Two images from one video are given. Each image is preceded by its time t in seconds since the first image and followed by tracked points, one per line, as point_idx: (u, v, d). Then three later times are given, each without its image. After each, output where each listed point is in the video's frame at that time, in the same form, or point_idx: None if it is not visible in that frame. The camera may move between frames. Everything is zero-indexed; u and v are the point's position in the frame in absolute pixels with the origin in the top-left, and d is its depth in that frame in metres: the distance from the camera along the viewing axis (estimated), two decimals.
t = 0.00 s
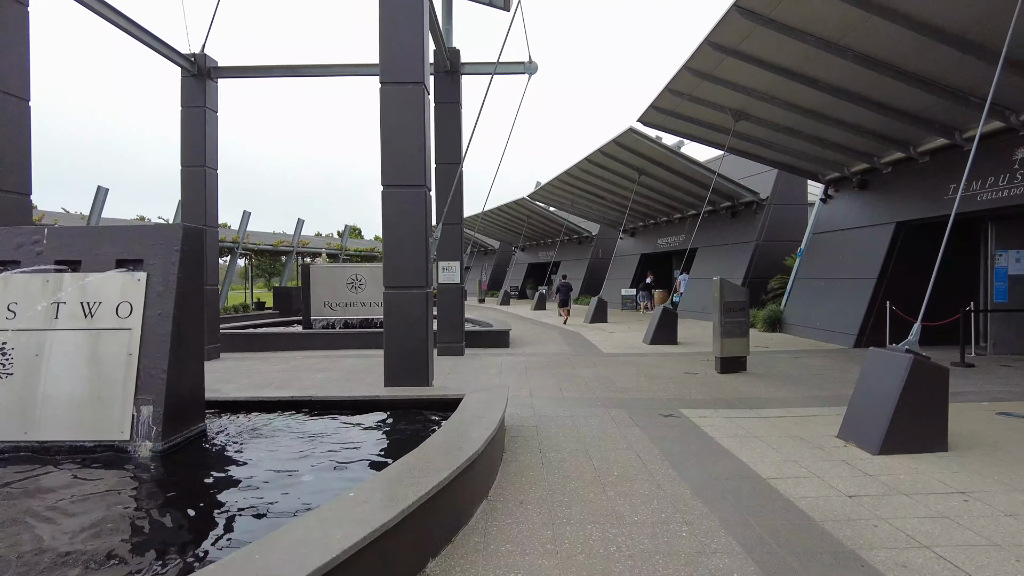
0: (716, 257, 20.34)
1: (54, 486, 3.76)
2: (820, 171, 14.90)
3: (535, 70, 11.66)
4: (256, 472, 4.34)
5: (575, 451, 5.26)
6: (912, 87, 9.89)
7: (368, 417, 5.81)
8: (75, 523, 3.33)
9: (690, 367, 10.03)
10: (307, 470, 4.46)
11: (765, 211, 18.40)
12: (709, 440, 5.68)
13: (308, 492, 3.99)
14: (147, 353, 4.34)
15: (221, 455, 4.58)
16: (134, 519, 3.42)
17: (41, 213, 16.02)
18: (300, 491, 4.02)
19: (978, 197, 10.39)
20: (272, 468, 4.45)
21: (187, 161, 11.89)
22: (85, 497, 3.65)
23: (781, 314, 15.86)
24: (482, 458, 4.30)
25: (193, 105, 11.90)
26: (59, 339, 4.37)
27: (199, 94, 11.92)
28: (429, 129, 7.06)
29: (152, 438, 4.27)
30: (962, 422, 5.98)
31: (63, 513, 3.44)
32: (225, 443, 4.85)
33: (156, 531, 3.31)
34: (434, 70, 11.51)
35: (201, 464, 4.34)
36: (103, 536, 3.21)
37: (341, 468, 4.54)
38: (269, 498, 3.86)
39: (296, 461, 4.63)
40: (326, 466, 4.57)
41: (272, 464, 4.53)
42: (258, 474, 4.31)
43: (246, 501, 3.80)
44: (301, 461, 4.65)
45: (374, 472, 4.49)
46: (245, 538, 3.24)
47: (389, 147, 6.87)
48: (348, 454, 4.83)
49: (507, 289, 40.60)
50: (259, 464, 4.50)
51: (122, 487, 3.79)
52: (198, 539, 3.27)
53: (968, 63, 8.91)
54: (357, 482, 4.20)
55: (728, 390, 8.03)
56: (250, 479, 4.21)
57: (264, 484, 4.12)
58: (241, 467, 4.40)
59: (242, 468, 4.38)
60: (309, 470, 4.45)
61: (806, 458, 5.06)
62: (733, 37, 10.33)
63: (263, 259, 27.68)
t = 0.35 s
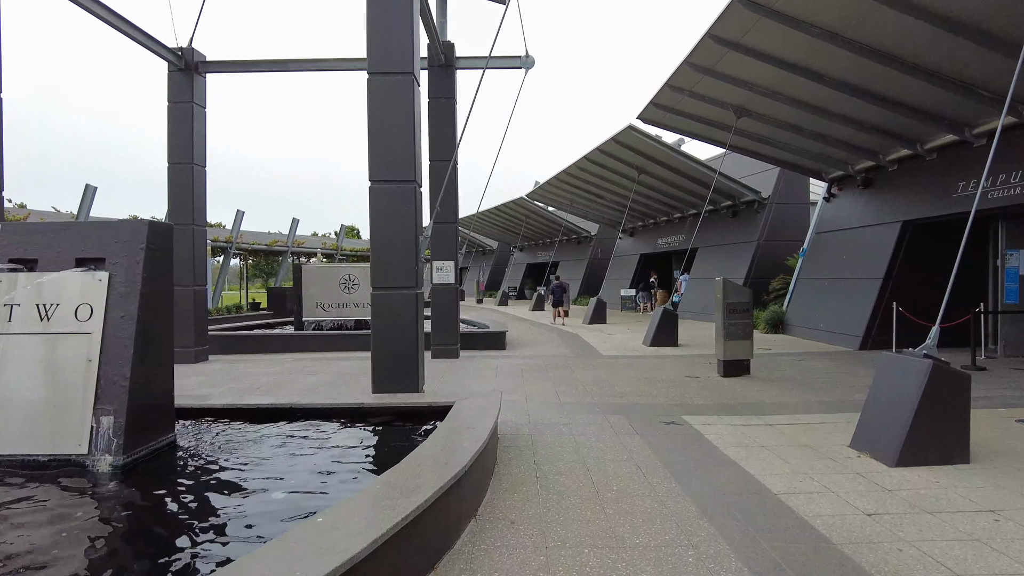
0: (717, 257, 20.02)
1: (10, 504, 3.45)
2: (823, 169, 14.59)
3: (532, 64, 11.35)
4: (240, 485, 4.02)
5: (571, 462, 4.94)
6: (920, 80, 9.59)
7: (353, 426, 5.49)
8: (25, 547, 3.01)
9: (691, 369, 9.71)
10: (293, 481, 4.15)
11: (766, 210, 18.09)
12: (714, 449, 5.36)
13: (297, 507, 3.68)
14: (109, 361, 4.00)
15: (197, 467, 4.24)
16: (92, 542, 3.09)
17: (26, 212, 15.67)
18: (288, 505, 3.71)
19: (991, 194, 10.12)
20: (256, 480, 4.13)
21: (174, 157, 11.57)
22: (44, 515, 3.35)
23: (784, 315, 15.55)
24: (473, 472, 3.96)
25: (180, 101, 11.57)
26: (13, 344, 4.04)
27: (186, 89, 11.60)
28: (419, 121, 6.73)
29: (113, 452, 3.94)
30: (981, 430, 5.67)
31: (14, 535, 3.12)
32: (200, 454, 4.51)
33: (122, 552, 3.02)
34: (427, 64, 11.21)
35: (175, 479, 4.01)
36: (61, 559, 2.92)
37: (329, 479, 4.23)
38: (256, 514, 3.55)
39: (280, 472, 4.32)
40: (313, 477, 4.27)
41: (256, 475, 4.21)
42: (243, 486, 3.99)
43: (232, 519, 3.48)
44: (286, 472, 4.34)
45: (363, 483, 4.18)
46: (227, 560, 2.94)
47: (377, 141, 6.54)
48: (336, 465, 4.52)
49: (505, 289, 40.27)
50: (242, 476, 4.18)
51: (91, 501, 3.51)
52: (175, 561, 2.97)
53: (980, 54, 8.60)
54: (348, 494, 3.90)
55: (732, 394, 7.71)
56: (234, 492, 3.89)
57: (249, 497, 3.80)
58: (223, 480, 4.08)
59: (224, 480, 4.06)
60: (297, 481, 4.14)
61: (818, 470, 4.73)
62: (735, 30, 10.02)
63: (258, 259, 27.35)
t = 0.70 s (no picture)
0: (716, 258, 19.73)
1: None
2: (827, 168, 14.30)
3: (528, 58, 11.03)
4: (221, 504, 3.73)
5: (570, 477, 4.62)
6: (931, 76, 9.30)
7: (337, 438, 5.16)
8: None
9: (694, 374, 9.39)
10: (278, 498, 3.87)
11: (767, 210, 17.80)
12: (720, 463, 5.05)
13: (283, 528, 3.41)
14: (65, 369, 3.68)
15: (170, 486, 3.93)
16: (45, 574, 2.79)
17: (9, 211, 15.26)
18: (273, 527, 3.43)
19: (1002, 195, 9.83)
20: (238, 497, 3.85)
21: (160, 154, 11.21)
22: None
23: (785, 317, 15.26)
24: (464, 492, 3.65)
25: (166, 95, 11.22)
26: None
27: (173, 83, 11.25)
28: (410, 114, 6.39)
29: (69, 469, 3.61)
30: (1003, 443, 5.35)
31: None
32: (173, 471, 4.19)
33: None
34: (421, 59, 10.88)
35: (149, 498, 3.72)
36: None
37: (316, 494, 3.96)
38: (240, 539, 3.26)
39: (263, 488, 4.04)
40: (298, 492, 3.99)
41: (239, 492, 3.93)
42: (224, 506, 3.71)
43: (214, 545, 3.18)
44: (268, 488, 4.06)
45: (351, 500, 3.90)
46: None
47: (366, 135, 6.20)
48: (321, 478, 4.25)
49: (503, 290, 39.94)
50: (222, 494, 3.89)
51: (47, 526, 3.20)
52: None
53: (993, 48, 8.32)
54: (336, 512, 3.63)
55: (737, 401, 7.39)
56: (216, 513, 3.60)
57: (232, 518, 3.52)
58: (202, 499, 3.79)
59: (203, 500, 3.77)
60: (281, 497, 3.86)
61: (834, 487, 4.42)
62: (739, 24, 9.72)
63: (251, 259, 27.00)
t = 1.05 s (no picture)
0: (712, 258, 19.47)
1: None
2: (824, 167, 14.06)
3: (521, 52, 10.73)
4: (189, 522, 3.48)
5: (562, 491, 4.32)
6: (934, 70, 9.05)
7: (313, 450, 4.84)
8: None
9: (691, 378, 9.10)
10: (252, 514, 3.62)
11: (764, 210, 17.56)
12: (723, 475, 4.75)
13: (255, 547, 3.18)
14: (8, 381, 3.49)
15: (135, 505, 3.64)
16: None
17: None
18: (246, 551, 3.14)
19: (1006, 193, 9.59)
20: (208, 514, 3.60)
21: (141, 150, 10.84)
22: None
23: (782, 318, 15.01)
24: (448, 511, 3.34)
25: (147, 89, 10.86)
26: None
27: (154, 77, 10.89)
28: (396, 106, 6.08)
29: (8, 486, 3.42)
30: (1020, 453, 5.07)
31: None
32: (136, 489, 3.88)
33: None
34: (411, 53, 10.58)
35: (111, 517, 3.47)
36: None
37: (292, 511, 3.71)
38: (209, 565, 2.97)
39: (236, 503, 3.80)
40: (274, 510, 3.72)
41: (210, 508, 3.70)
42: (193, 522, 3.48)
43: (180, 574, 2.89)
44: (242, 504, 3.81)
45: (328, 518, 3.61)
46: None
47: (348, 127, 5.89)
48: (298, 493, 4.00)
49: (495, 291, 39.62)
50: (191, 511, 3.64)
51: None
52: None
53: (1000, 40, 8.07)
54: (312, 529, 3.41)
55: (737, 407, 7.10)
56: (182, 532, 3.35)
57: (200, 537, 3.27)
58: (169, 516, 3.53)
59: (171, 517, 3.53)
60: (256, 515, 3.59)
61: (845, 502, 4.13)
62: (738, 16, 9.45)
63: (241, 259, 26.62)
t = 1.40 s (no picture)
0: (709, 259, 19.16)
1: None
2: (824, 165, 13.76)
3: (513, 47, 10.39)
4: (146, 559, 3.21)
5: (555, 513, 3.97)
6: (941, 64, 8.75)
7: (286, 469, 4.48)
8: None
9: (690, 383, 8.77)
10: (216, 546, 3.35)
11: (762, 210, 17.25)
12: (727, 493, 4.42)
13: None
14: None
15: (88, 542, 3.38)
16: None
17: None
18: None
19: (1014, 192, 9.30)
20: (169, 548, 3.34)
21: (120, 148, 10.46)
22: None
23: (782, 320, 14.70)
24: (426, 543, 3.00)
25: (126, 85, 10.49)
26: None
27: (134, 72, 10.50)
28: (379, 98, 5.72)
29: None
30: None
31: None
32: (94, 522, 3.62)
33: None
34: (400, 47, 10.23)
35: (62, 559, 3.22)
36: None
37: (262, 539, 3.44)
38: None
39: (201, 533, 3.53)
40: (241, 540, 3.44)
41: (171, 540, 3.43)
42: (151, 559, 3.21)
43: None
44: (207, 532, 3.54)
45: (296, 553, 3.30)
46: None
47: (328, 121, 5.53)
48: (269, 518, 3.72)
49: (490, 292, 39.25)
50: (150, 544, 3.37)
51: None
52: None
53: (1011, 32, 7.76)
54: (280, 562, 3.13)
55: (739, 415, 6.77)
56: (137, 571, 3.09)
57: None
58: (125, 553, 3.27)
59: (127, 553, 3.27)
60: (219, 548, 3.31)
61: (861, 524, 3.81)
62: (737, 8, 9.13)
63: (232, 260, 26.23)
